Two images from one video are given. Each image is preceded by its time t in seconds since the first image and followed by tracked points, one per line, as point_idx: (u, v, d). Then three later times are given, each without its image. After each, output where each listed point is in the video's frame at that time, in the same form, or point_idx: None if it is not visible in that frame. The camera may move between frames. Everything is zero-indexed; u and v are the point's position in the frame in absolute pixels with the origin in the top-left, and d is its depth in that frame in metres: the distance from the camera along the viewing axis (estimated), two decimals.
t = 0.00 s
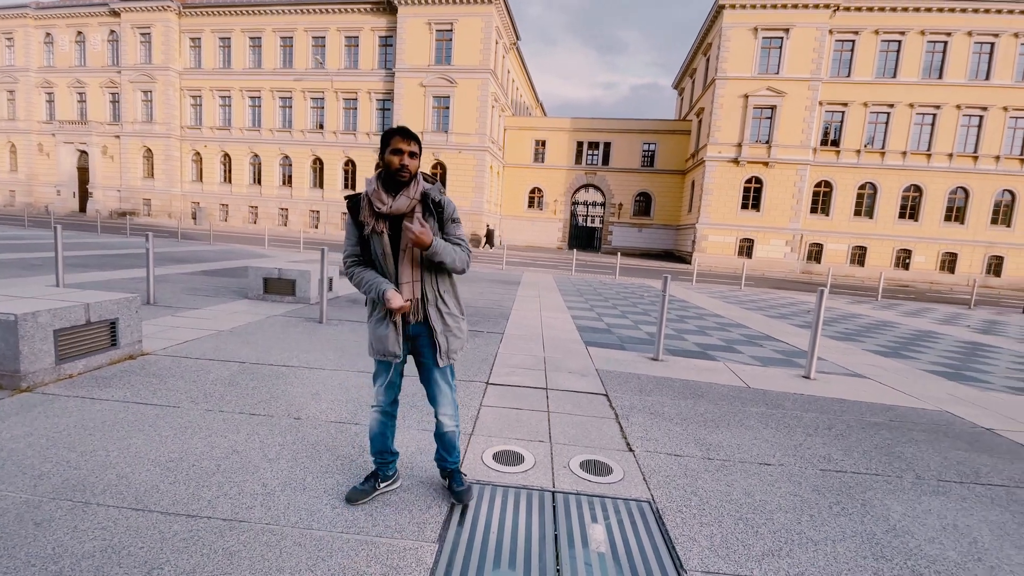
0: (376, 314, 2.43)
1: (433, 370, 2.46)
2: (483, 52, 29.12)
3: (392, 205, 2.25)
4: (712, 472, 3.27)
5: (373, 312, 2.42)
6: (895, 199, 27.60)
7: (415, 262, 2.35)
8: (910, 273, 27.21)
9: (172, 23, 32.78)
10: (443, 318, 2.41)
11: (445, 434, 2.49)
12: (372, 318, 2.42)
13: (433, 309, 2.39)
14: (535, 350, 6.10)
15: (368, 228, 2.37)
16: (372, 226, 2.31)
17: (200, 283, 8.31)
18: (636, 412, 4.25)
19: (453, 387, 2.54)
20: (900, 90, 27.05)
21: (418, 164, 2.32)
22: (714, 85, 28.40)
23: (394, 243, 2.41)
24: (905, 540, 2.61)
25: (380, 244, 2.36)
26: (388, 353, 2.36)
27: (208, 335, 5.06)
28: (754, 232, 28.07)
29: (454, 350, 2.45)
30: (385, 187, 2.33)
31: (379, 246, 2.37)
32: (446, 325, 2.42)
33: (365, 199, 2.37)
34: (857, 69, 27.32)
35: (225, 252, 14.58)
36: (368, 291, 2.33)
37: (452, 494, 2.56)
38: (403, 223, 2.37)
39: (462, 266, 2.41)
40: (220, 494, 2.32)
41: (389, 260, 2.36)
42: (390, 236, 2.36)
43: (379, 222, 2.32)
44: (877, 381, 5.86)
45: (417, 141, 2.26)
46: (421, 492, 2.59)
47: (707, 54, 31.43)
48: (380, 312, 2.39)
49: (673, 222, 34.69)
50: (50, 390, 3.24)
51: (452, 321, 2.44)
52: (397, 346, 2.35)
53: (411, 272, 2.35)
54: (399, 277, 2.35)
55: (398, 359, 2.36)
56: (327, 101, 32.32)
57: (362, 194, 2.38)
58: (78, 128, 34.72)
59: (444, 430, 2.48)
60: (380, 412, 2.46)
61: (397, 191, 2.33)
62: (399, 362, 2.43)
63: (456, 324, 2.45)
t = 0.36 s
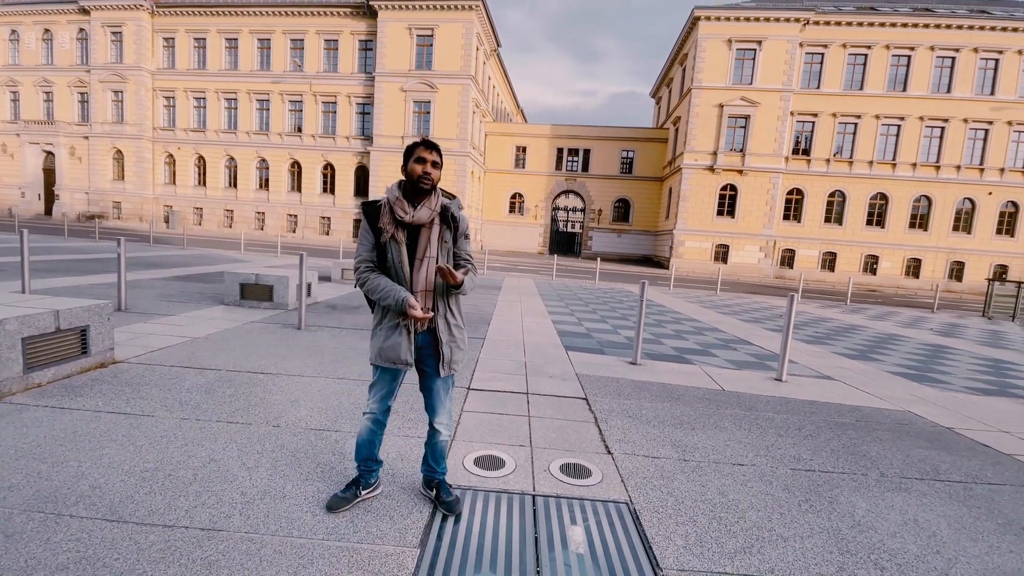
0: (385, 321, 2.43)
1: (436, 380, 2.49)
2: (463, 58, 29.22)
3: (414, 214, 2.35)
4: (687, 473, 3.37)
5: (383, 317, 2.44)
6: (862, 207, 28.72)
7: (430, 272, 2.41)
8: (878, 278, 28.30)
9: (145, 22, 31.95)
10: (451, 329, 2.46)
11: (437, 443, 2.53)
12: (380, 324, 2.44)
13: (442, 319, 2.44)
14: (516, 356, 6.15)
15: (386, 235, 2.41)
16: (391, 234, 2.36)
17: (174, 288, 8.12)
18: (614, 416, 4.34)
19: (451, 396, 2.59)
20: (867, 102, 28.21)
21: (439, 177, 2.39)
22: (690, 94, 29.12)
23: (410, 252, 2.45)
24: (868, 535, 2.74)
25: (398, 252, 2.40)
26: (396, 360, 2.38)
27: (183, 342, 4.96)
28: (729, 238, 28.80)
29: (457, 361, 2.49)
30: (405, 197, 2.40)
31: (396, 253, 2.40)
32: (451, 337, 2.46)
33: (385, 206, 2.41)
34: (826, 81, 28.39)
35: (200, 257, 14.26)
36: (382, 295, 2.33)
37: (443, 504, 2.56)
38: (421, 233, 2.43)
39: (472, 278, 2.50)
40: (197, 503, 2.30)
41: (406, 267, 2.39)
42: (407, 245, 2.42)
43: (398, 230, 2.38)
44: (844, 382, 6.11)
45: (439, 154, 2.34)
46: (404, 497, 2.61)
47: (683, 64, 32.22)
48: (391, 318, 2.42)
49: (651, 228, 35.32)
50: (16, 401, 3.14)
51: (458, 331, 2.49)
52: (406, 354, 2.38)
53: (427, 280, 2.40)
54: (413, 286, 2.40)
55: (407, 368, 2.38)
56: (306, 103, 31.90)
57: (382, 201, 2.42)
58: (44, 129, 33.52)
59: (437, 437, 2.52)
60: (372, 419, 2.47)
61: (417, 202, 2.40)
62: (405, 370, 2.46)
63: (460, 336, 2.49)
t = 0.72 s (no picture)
0: (398, 323, 2.43)
1: (439, 386, 2.51)
2: (447, 62, 29.23)
3: (438, 220, 2.38)
4: (670, 473, 3.43)
5: (396, 318, 2.42)
6: (839, 211, 29.50)
7: (450, 278, 2.45)
8: (855, 280, 29.07)
9: (122, 22, 31.22)
10: (461, 338, 2.49)
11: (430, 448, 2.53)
12: (391, 324, 2.43)
13: (454, 327, 2.47)
14: (501, 359, 6.17)
15: (408, 239, 2.43)
16: (414, 237, 2.40)
17: (151, 293, 7.94)
18: (599, 417, 4.39)
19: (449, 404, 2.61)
20: (843, 108, 29.05)
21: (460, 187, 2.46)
22: (672, 100, 29.61)
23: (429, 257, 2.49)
24: (844, 530, 2.83)
25: (418, 255, 2.42)
26: (406, 363, 2.39)
27: (161, 348, 4.86)
28: (711, 241, 29.31)
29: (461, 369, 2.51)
30: (429, 203, 2.43)
31: (417, 256, 2.43)
32: (460, 344, 2.49)
33: (408, 210, 2.44)
34: (803, 88, 29.14)
35: (178, 261, 13.96)
36: (398, 298, 2.32)
37: (428, 509, 2.56)
38: (441, 239, 2.47)
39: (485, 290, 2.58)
40: (176, 512, 2.27)
41: (424, 271, 2.42)
42: (427, 248, 2.46)
43: (421, 234, 2.42)
44: (821, 382, 6.27)
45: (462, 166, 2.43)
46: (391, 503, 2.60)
47: (665, 70, 32.76)
48: (405, 320, 2.42)
49: (635, 232, 35.72)
50: None
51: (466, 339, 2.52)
52: (417, 359, 2.40)
53: (444, 287, 2.43)
54: (429, 290, 2.42)
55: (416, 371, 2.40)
56: (288, 106, 31.50)
57: (405, 204, 2.45)
58: (15, 130, 32.54)
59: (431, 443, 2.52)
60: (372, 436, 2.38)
61: (440, 209, 2.45)
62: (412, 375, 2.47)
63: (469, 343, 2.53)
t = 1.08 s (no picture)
0: (402, 321, 2.40)
1: (437, 386, 2.53)
2: (437, 61, 29.15)
3: (441, 220, 2.40)
4: (658, 470, 3.47)
5: (399, 315, 2.40)
6: (824, 211, 29.99)
7: (453, 275, 2.46)
8: (840, 279, 29.56)
9: (105, 20, 30.64)
10: (462, 337, 2.51)
11: (422, 445, 2.55)
12: (395, 323, 2.39)
13: (456, 326, 2.49)
14: (492, 358, 6.19)
15: (410, 236, 2.42)
16: (418, 235, 2.40)
17: (136, 295, 7.81)
18: (589, 416, 4.43)
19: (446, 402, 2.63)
20: (828, 109, 29.52)
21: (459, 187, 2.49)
22: (660, 100, 29.85)
23: (431, 256, 2.49)
24: (829, 524, 2.89)
25: (421, 252, 2.43)
26: (412, 362, 2.38)
27: (147, 350, 4.79)
28: (699, 241, 29.60)
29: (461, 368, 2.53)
30: (430, 202, 2.45)
31: (419, 254, 2.43)
32: (460, 344, 2.51)
33: (411, 208, 2.44)
34: (788, 89, 29.59)
35: (163, 262, 13.73)
36: (403, 292, 2.30)
37: (418, 508, 2.58)
38: (443, 238, 2.48)
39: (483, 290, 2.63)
40: (163, 516, 2.24)
41: (426, 270, 2.42)
42: (429, 246, 2.46)
43: (423, 233, 2.42)
44: (806, 379, 6.39)
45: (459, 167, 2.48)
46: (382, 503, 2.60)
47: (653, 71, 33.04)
48: (409, 317, 2.40)
49: (625, 232, 35.93)
50: None
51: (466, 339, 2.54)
52: (424, 357, 2.40)
53: (447, 286, 2.45)
54: (433, 287, 2.42)
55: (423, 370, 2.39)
56: (275, 105, 31.15)
57: (407, 203, 2.45)
58: None
59: (422, 440, 2.54)
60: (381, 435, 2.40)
61: (441, 208, 2.47)
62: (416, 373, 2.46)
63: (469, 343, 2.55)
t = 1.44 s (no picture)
0: (395, 315, 2.41)
1: (430, 382, 2.53)
2: (432, 58, 29.01)
3: (439, 218, 2.41)
4: (655, 465, 3.49)
5: (393, 311, 2.41)
6: (819, 208, 30.15)
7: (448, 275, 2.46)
8: (834, 276, 29.75)
9: (97, 14, 30.29)
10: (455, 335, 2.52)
11: (418, 440, 2.56)
12: (389, 317, 2.41)
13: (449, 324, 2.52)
14: (489, 356, 6.19)
15: (407, 232, 2.43)
16: (414, 231, 2.40)
17: (131, 292, 7.77)
18: (585, 412, 4.45)
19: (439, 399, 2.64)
20: (823, 107, 29.64)
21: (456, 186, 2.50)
22: (656, 98, 29.87)
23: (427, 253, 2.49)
24: (823, 519, 2.93)
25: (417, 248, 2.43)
26: (405, 358, 2.38)
27: (142, 348, 4.77)
28: (694, 238, 29.71)
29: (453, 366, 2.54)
30: (428, 199, 2.46)
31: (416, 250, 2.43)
32: (453, 342, 2.52)
33: (408, 205, 2.45)
34: (784, 87, 29.67)
35: (157, 259, 13.64)
36: (391, 276, 2.30)
37: (416, 505, 2.59)
38: (439, 235, 2.48)
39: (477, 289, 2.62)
40: (162, 513, 2.24)
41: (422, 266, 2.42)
42: (425, 242, 2.46)
43: (420, 229, 2.42)
44: (801, 375, 6.44)
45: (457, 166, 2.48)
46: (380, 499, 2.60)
47: (649, 68, 33.04)
48: (404, 310, 2.41)
49: (621, 229, 36.00)
50: None
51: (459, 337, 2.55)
52: (417, 353, 2.40)
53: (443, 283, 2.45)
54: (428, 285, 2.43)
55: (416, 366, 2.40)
56: (270, 101, 30.92)
57: (405, 200, 2.46)
58: None
59: (417, 433, 2.56)
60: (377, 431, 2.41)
61: (438, 206, 2.47)
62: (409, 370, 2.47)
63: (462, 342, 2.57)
